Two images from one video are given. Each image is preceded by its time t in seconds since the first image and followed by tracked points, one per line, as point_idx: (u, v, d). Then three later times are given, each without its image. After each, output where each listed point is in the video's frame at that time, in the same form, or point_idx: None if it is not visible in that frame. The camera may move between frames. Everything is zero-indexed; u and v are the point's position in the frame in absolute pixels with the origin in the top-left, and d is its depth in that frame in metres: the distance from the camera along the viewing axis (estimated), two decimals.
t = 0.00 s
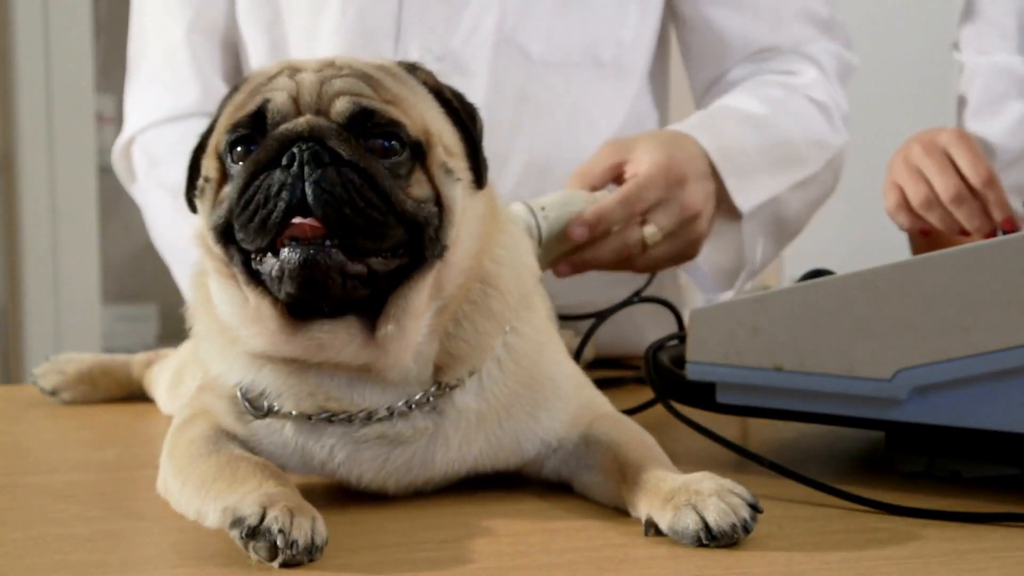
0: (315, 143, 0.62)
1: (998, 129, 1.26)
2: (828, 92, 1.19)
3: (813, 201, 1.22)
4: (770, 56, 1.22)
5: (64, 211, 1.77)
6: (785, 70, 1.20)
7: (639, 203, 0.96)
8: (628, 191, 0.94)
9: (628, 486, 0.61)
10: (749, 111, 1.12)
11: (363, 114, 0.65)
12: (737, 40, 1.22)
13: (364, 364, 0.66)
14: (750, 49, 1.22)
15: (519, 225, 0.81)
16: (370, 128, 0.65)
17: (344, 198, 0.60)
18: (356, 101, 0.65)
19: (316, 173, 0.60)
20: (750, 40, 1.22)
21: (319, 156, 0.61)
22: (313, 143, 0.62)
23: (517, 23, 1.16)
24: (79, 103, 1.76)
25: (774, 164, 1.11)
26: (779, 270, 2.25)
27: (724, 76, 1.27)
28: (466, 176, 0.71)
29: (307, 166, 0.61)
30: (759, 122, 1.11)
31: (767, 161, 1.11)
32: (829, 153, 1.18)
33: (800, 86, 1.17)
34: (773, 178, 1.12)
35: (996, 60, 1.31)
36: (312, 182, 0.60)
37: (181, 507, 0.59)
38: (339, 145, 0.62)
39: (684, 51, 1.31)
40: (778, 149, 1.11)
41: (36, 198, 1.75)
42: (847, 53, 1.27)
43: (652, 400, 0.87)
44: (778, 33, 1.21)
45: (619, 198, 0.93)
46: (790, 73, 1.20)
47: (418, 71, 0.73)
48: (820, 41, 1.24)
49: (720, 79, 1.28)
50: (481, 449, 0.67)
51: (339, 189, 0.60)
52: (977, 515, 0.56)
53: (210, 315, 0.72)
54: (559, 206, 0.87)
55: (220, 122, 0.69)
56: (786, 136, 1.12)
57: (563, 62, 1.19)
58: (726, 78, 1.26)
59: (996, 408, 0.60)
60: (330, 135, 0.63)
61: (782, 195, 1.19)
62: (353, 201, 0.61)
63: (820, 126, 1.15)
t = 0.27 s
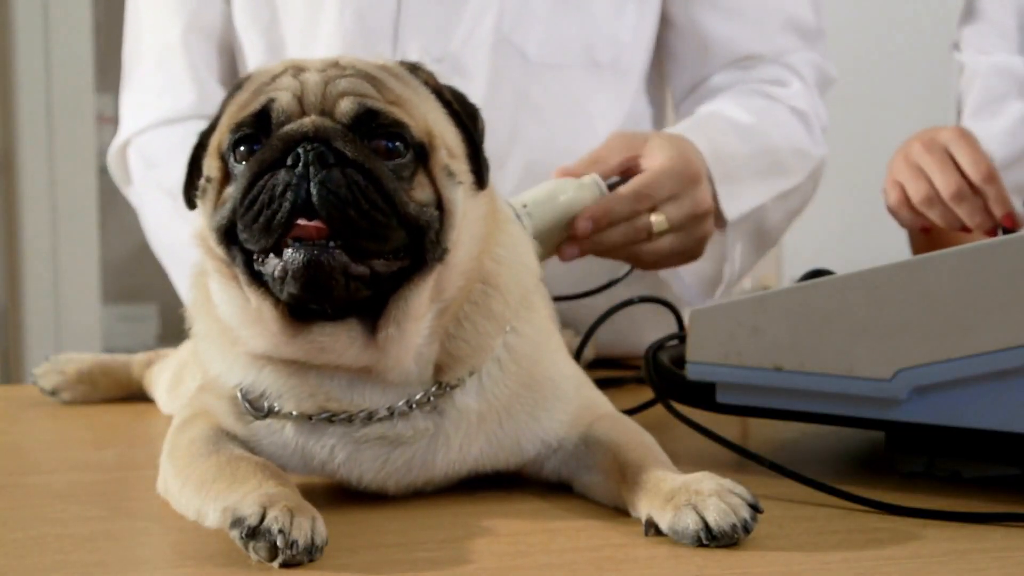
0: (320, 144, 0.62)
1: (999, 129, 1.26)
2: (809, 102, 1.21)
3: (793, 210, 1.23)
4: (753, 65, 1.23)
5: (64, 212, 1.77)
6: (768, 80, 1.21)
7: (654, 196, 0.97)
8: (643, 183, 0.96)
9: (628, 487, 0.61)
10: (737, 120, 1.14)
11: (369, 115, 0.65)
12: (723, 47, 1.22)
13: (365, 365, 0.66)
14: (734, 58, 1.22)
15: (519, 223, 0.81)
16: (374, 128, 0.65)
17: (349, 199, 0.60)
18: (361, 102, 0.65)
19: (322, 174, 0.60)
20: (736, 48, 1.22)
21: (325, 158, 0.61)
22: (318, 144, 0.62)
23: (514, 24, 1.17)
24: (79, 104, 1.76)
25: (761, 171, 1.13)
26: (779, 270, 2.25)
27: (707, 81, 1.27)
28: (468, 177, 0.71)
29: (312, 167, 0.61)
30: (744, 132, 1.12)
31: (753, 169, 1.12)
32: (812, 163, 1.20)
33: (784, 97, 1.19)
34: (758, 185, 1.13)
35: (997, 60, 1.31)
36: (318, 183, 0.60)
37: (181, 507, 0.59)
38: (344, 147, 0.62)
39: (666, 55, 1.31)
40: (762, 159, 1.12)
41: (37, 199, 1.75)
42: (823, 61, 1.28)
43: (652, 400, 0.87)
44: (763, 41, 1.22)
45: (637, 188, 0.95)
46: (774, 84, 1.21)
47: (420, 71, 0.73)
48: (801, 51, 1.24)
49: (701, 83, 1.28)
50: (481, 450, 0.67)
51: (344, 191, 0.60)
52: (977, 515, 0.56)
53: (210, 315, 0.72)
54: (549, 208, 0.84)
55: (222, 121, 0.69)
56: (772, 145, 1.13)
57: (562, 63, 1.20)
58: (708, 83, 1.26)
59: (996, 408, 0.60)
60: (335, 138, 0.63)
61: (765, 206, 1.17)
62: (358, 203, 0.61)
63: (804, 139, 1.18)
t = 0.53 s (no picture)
0: (322, 145, 0.62)
1: (999, 128, 1.27)
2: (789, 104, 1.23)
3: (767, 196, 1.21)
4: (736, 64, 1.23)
5: (64, 212, 1.78)
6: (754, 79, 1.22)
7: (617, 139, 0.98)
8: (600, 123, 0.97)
9: (628, 486, 0.61)
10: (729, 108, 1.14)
11: (371, 116, 0.65)
12: (707, 48, 1.22)
13: (366, 366, 0.66)
14: (717, 59, 1.23)
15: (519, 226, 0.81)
16: (376, 129, 0.65)
17: (352, 201, 0.61)
18: (364, 103, 0.65)
19: (324, 175, 0.60)
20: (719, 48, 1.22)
21: (327, 158, 0.61)
22: (321, 145, 0.62)
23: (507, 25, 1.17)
24: (79, 104, 1.76)
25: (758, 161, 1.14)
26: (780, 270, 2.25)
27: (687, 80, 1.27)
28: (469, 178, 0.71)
29: (314, 168, 0.61)
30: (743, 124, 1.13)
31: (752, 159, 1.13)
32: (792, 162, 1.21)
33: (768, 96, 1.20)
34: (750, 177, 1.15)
35: (997, 59, 1.31)
36: (320, 184, 0.60)
37: (181, 507, 0.59)
38: (347, 148, 0.62)
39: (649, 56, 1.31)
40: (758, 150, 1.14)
41: (36, 198, 1.75)
42: (796, 66, 1.30)
43: (652, 400, 0.87)
44: (746, 43, 1.22)
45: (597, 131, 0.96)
46: (757, 83, 1.22)
47: (423, 73, 0.73)
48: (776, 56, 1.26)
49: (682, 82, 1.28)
50: (481, 449, 0.67)
51: (347, 192, 0.60)
52: (977, 515, 0.56)
53: (210, 316, 0.72)
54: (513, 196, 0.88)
55: (223, 123, 0.69)
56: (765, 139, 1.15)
57: (555, 62, 1.19)
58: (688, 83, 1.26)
59: (996, 409, 0.60)
60: (338, 137, 0.63)
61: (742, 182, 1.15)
62: (360, 204, 0.61)
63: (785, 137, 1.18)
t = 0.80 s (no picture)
0: (321, 144, 0.62)
1: (999, 128, 1.27)
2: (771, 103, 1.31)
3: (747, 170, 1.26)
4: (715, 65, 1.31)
5: (64, 212, 1.78)
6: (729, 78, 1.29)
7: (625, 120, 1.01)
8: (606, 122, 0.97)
9: (628, 486, 0.61)
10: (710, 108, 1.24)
11: (370, 114, 0.65)
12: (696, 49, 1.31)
13: (366, 366, 0.66)
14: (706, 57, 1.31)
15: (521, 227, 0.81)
16: (376, 128, 0.65)
17: (351, 199, 0.60)
18: (363, 102, 0.65)
19: (323, 173, 0.60)
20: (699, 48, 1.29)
21: (326, 157, 0.61)
22: (320, 144, 0.62)
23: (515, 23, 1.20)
24: (79, 103, 1.76)
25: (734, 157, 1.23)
26: (780, 270, 2.25)
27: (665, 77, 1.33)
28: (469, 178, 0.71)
29: (313, 167, 0.61)
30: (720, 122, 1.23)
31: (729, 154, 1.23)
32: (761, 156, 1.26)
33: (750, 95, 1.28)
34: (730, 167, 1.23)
35: (998, 59, 1.31)
36: (319, 183, 0.60)
37: (181, 507, 0.59)
38: (346, 146, 0.62)
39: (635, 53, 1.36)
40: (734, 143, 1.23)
41: (37, 198, 1.75)
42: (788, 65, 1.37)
43: (652, 400, 0.87)
44: (732, 42, 1.31)
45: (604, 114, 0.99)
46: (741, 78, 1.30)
47: (424, 73, 0.73)
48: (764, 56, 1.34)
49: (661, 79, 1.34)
50: (481, 449, 0.67)
51: (347, 190, 0.60)
52: (977, 516, 0.56)
53: (209, 316, 0.72)
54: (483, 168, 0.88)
55: (223, 123, 0.69)
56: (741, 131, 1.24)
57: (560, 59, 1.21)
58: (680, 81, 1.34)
59: (996, 409, 0.60)
60: (337, 136, 0.62)
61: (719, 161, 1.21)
62: (359, 202, 0.60)
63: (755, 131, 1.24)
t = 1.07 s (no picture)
0: (325, 144, 0.62)
1: (1000, 128, 1.27)
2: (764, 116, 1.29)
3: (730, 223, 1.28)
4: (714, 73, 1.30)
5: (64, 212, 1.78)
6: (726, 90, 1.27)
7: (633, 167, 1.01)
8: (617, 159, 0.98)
9: (629, 487, 0.61)
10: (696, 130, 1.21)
11: (374, 114, 0.65)
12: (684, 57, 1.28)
13: (368, 366, 0.66)
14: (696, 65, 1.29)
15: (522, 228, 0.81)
16: (378, 129, 0.65)
17: (354, 200, 0.60)
18: (366, 102, 0.65)
19: (327, 173, 0.60)
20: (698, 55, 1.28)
21: (329, 157, 0.61)
22: (323, 144, 0.62)
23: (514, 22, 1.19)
24: (79, 103, 1.76)
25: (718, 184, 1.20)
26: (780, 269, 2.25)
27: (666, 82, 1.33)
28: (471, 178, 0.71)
29: (317, 167, 0.60)
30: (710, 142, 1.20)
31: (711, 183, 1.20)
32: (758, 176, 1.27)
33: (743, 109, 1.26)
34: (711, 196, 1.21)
35: (998, 59, 1.31)
36: (323, 183, 0.60)
37: (182, 507, 0.59)
38: (349, 147, 0.62)
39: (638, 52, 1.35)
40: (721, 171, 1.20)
41: (36, 198, 1.75)
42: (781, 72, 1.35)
43: (652, 400, 0.87)
44: (726, 49, 1.29)
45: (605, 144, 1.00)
46: (737, 79, 1.29)
47: (427, 75, 0.73)
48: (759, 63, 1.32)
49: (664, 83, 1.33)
50: (482, 450, 0.67)
51: (350, 190, 0.60)
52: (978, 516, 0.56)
53: (210, 316, 0.72)
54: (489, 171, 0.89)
55: (225, 123, 0.69)
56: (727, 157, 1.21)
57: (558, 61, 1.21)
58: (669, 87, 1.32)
59: (997, 410, 0.60)
60: (340, 136, 0.62)
61: (704, 209, 1.23)
62: (362, 203, 0.60)
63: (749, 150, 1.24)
